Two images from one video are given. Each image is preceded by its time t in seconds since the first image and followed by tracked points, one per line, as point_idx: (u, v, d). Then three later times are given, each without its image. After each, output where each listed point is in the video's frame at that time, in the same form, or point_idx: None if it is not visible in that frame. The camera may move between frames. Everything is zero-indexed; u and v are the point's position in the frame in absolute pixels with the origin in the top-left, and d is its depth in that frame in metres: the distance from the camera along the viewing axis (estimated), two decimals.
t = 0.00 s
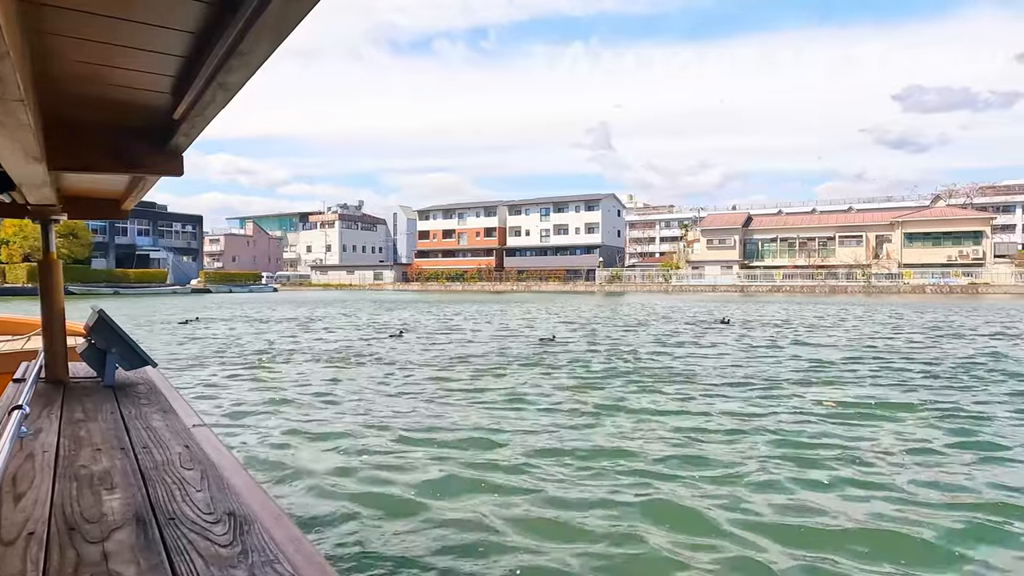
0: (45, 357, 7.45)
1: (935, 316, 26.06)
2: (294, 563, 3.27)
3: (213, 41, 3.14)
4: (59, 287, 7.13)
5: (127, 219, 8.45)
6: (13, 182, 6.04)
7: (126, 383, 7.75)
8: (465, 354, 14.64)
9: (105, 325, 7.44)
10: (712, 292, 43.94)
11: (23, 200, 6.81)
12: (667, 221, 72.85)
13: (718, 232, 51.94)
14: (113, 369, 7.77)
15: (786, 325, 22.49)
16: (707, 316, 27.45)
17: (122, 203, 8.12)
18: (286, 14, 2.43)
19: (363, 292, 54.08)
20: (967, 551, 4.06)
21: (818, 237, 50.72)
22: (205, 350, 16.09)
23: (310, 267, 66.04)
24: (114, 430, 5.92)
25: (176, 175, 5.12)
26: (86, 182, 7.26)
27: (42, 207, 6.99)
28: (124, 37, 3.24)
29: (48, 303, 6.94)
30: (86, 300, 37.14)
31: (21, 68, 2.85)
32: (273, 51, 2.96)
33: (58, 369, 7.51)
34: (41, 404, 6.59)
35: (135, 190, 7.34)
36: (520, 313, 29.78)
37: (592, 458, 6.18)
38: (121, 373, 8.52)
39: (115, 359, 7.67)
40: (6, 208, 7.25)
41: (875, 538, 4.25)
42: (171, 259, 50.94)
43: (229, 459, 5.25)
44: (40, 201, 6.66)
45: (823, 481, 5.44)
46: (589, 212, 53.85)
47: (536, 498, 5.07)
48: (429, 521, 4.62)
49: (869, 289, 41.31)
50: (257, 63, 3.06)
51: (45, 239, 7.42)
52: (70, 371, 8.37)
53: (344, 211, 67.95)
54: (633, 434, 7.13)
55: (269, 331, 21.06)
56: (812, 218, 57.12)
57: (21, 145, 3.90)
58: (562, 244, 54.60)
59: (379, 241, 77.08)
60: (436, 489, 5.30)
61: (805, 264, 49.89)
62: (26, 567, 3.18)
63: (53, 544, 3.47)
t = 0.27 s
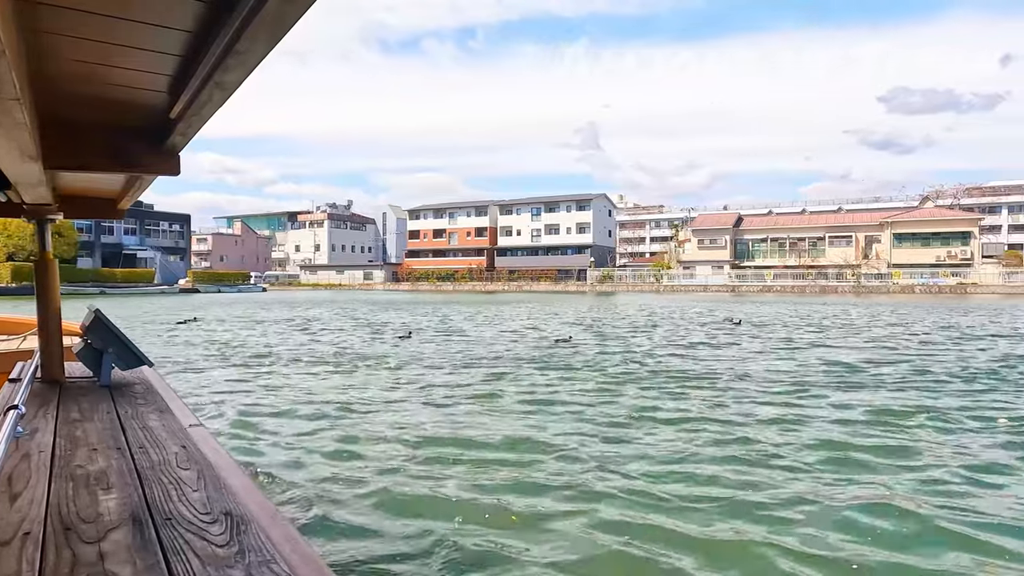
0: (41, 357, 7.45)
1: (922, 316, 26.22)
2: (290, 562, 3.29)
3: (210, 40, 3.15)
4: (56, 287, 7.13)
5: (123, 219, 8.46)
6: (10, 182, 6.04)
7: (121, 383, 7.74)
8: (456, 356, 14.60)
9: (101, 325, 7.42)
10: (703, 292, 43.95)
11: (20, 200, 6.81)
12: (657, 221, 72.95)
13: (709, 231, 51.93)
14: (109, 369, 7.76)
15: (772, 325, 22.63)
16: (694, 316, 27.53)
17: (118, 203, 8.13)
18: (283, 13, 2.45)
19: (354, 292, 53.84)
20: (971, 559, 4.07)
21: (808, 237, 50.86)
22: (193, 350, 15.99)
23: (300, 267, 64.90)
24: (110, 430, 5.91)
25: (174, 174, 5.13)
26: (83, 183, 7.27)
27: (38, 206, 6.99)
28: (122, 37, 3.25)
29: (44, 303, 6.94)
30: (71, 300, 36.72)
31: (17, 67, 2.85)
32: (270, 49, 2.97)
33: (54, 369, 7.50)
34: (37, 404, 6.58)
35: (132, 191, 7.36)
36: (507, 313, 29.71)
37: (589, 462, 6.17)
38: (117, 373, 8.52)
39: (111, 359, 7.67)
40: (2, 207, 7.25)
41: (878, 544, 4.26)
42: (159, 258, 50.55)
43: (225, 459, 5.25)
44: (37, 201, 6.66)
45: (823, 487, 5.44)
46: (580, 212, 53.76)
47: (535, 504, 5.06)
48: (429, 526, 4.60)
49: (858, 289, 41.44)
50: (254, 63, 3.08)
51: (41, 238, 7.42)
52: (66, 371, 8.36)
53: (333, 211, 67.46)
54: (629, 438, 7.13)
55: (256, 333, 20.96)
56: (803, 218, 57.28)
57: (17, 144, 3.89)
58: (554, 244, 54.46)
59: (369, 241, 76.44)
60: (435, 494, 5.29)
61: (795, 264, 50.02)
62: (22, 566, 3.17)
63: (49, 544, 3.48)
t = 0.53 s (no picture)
0: (38, 356, 7.42)
1: (907, 316, 26.41)
2: (287, 563, 3.28)
3: (208, 39, 3.14)
4: (52, 287, 7.11)
5: (120, 218, 8.43)
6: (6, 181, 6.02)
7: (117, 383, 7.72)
8: (448, 356, 14.57)
9: (96, 324, 7.38)
10: (695, 292, 43.94)
11: (16, 199, 6.79)
12: (648, 221, 73.00)
13: (701, 231, 51.92)
14: (105, 368, 7.74)
15: (760, 325, 22.71)
16: (682, 316, 27.56)
17: (115, 202, 8.11)
18: (280, 13, 2.45)
19: (345, 291, 53.59)
20: (979, 558, 4.06)
21: (799, 237, 50.92)
22: (181, 351, 15.87)
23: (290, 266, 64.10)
24: (106, 430, 5.89)
25: (170, 174, 5.11)
26: (80, 182, 7.25)
27: (35, 205, 6.97)
28: (120, 35, 3.25)
29: (41, 303, 6.92)
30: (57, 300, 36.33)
31: (13, 65, 2.84)
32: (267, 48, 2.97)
33: (50, 369, 7.48)
34: (33, 404, 6.56)
35: (129, 190, 7.35)
36: (495, 313, 29.60)
37: (589, 463, 6.12)
38: (114, 372, 8.49)
39: (107, 359, 7.65)
40: None
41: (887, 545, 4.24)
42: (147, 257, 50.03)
43: (222, 459, 5.24)
44: (33, 200, 6.65)
45: (827, 487, 5.42)
46: (572, 212, 53.66)
47: (539, 504, 5.03)
48: (432, 528, 4.56)
49: (849, 289, 41.52)
50: (251, 62, 3.07)
51: (38, 238, 7.40)
52: (61, 371, 8.32)
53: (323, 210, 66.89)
54: (628, 438, 7.10)
55: (243, 333, 20.83)
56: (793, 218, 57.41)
57: (14, 143, 3.88)
58: (545, 244, 54.32)
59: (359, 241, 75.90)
60: (436, 496, 5.24)
61: (786, 264, 50.10)
62: (18, 566, 3.16)
63: (45, 544, 3.46)
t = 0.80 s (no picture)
0: (34, 356, 7.41)
1: (893, 315, 26.59)
2: (283, 563, 3.29)
3: (205, 39, 3.15)
4: (48, 286, 7.10)
5: (117, 218, 8.43)
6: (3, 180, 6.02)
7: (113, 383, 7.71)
8: (439, 355, 14.56)
9: (93, 324, 7.38)
10: (687, 292, 43.95)
11: (13, 199, 6.78)
12: (639, 220, 73.05)
13: (693, 231, 51.94)
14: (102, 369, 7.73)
15: (747, 323, 22.81)
16: (670, 315, 27.60)
17: (112, 202, 8.10)
18: (277, 14, 2.46)
19: (336, 291, 53.39)
20: (981, 560, 4.08)
21: (790, 237, 50.99)
22: (171, 350, 15.81)
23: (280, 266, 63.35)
24: (102, 430, 5.88)
25: (168, 174, 5.11)
26: (77, 182, 7.24)
27: (32, 205, 6.97)
28: (119, 36, 3.25)
29: (37, 303, 6.91)
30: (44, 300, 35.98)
31: (11, 65, 2.84)
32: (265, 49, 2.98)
33: (46, 369, 7.46)
34: (29, 404, 6.55)
35: (126, 190, 7.35)
36: (483, 312, 29.53)
37: (588, 464, 6.13)
38: (110, 373, 8.49)
39: (104, 359, 7.64)
40: None
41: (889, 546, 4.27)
42: (134, 257, 49.62)
43: (218, 459, 5.24)
44: (30, 200, 6.64)
45: (826, 487, 5.43)
46: (564, 212, 53.58)
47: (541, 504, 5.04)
48: (431, 526, 4.58)
49: (840, 289, 41.61)
50: (248, 63, 3.08)
51: (34, 237, 7.39)
52: (57, 371, 8.30)
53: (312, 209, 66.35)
54: (624, 438, 7.11)
55: (231, 331, 20.71)
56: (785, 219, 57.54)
57: (10, 143, 3.87)
58: (537, 243, 54.20)
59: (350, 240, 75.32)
60: (436, 496, 5.24)
61: (778, 264, 50.18)
62: (14, 566, 3.16)
63: (40, 545, 3.46)
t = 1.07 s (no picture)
0: (29, 356, 7.38)
1: (880, 313, 26.75)
2: (279, 564, 3.27)
3: (202, 39, 3.13)
4: (44, 285, 7.07)
5: (114, 218, 8.42)
6: None
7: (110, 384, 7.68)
8: (430, 354, 14.51)
9: (89, 325, 7.32)
10: (679, 292, 43.94)
11: (7, 198, 6.76)
12: (631, 220, 73.10)
13: (685, 231, 51.93)
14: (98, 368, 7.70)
15: (736, 322, 22.88)
16: (658, 314, 27.62)
17: (109, 202, 8.09)
18: (273, 15, 2.45)
19: (328, 290, 53.13)
20: (975, 549, 4.11)
21: (781, 237, 51.03)
22: (161, 350, 15.72)
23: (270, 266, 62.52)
24: (98, 430, 5.86)
25: (164, 174, 5.09)
26: (73, 181, 7.23)
27: (28, 205, 6.91)
28: (116, 36, 3.24)
29: (32, 302, 6.88)
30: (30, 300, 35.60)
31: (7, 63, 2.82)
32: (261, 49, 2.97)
33: (41, 368, 7.44)
34: (24, 404, 6.52)
35: (122, 189, 7.33)
36: (471, 312, 29.37)
37: (587, 460, 6.12)
38: (106, 373, 8.44)
39: (99, 359, 7.61)
40: None
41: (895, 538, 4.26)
42: (122, 256, 49.08)
43: (214, 459, 5.22)
44: (26, 199, 6.62)
45: (828, 482, 5.42)
46: (556, 212, 53.47)
47: (543, 500, 5.02)
48: (429, 520, 4.59)
49: (831, 289, 41.71)
50: (244, 63, 3.07)
51: (29, 237, 7.36)
52: (53, 371, 8.28)
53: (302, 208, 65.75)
54: (622, 435, 7.09)
55: (220, 331, 20.59)
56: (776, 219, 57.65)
57: (6, 142, 3.85)
58: (530, 243, 54.06)
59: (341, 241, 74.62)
60: (437, 492, 5.22)
61: (770, 264, 50.25)
62: (8, 567, 3.14)
63: (36, 545, 3.44)
